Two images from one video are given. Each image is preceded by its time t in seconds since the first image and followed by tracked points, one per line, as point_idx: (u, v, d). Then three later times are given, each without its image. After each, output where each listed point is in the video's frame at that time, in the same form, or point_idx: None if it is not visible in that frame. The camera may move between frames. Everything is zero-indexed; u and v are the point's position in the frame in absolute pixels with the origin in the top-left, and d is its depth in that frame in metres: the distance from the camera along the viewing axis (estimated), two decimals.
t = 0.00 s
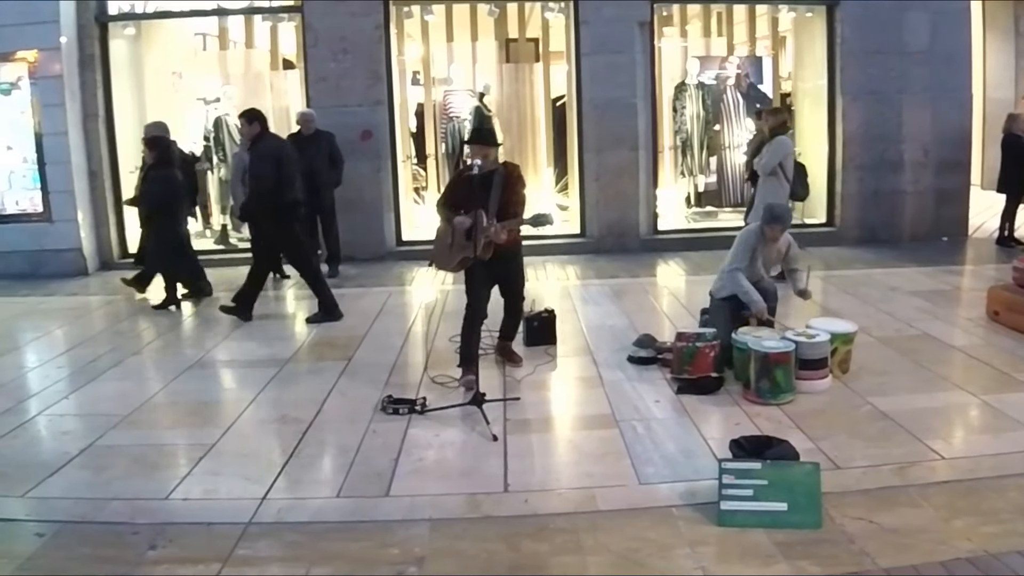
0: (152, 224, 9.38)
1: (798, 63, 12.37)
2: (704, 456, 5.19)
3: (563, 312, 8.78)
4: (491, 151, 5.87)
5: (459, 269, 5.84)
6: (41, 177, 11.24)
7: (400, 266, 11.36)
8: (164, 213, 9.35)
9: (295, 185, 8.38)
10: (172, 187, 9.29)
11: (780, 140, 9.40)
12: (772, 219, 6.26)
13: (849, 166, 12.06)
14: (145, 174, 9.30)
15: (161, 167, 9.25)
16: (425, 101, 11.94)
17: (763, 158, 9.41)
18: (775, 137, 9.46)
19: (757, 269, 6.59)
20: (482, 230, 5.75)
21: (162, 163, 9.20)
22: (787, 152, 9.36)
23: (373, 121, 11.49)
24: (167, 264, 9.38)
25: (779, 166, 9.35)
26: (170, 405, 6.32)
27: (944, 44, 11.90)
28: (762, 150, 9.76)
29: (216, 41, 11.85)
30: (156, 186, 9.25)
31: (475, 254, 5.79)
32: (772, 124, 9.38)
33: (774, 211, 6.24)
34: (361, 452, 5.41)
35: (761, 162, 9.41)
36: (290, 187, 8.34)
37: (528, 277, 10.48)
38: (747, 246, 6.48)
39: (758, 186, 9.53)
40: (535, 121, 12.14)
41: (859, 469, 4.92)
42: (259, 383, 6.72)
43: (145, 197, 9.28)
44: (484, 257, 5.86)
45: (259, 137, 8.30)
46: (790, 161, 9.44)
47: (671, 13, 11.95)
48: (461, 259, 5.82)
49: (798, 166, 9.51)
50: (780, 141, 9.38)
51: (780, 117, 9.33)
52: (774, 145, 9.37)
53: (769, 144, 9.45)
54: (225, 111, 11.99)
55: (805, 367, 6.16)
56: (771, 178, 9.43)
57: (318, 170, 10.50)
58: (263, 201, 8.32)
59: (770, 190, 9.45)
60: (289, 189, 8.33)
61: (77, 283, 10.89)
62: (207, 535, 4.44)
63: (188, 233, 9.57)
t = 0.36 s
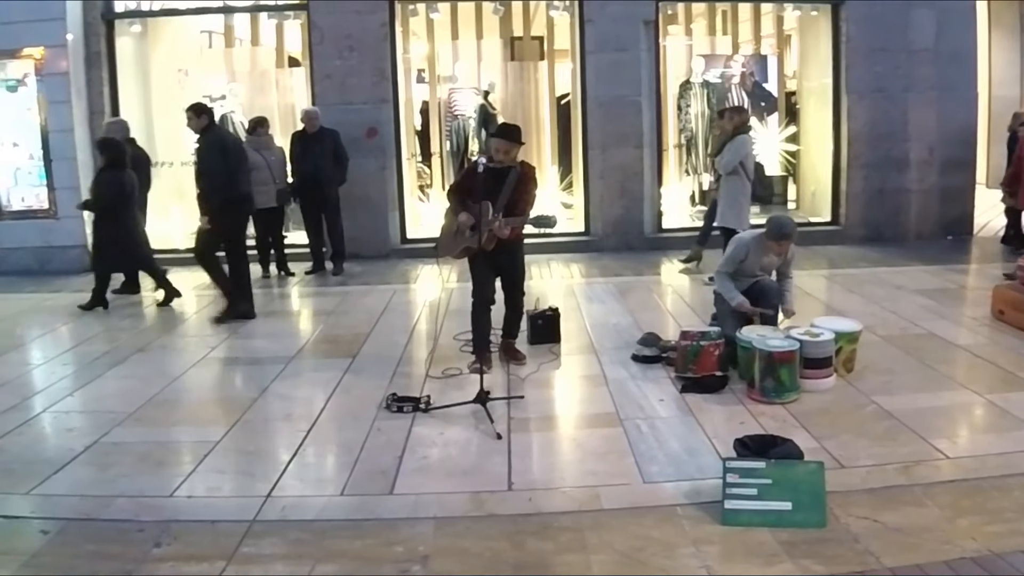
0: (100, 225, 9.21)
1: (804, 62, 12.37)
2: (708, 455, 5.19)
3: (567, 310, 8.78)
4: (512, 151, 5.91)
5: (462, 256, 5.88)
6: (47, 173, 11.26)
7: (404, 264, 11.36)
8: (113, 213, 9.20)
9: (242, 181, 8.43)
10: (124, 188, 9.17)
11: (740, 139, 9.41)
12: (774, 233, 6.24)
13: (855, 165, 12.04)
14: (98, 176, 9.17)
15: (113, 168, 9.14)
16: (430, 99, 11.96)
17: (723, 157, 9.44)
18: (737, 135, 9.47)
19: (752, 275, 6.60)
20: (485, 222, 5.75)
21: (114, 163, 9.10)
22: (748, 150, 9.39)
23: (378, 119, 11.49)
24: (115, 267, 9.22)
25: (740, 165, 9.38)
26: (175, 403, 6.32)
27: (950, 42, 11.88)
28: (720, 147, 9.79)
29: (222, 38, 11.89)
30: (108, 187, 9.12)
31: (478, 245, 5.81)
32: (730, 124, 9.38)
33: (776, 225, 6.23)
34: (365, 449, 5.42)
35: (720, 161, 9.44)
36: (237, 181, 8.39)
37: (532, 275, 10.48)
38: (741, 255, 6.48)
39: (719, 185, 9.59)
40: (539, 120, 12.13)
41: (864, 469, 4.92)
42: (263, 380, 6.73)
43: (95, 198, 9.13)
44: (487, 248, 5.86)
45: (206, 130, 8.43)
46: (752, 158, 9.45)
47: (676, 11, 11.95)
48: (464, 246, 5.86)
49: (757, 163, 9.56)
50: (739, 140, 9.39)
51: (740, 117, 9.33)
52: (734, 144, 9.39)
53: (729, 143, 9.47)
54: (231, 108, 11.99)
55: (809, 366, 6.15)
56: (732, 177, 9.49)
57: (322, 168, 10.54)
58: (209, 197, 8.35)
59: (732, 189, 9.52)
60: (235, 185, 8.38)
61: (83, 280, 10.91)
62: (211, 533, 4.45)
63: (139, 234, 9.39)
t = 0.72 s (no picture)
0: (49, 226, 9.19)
1: (804, 62, 12.37)
2: (708, 455, 5.19)
3: (568, 310, 8.78)
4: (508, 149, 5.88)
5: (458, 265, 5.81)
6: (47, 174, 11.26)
7: (404, 264, 11.37)
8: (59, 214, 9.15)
9: (180, 186, 8.45)
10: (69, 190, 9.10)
11: (700, 142, 9.69)
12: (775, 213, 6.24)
13: (855, 164, 12.04)
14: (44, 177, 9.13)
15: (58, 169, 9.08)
16: (430, 99, 11.97)
17: (684, 160, 9.71)
18: (695, 139, 9.74)
19: (754, 266, 6.55)
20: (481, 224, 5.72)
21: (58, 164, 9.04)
22: (707, 153, 9.69)
23: (379, 119, 11.49)
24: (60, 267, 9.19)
25: (701, 167, 9.67)
26: (175, 403, 6.33)
27: (951, 41, 11.88)
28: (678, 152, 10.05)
29: (222, 39, 11.90)
30: (51, 186, 9.05)
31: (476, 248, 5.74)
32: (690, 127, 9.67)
33: (777, 205, 6.23)
34: (366, 450, 5.43)
35: (683, 164, 9.70)
36: (174, 187, 8.41)
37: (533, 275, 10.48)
38: (742, 242, 6.43)
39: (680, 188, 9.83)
40: (540, 120, 12.15)
41: (865, 468, 4.92)
42: (263, 381, 6.75)
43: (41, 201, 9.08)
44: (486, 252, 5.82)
45: (141, 137, 8.38)
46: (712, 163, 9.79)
47: (676, 11, 11.96)
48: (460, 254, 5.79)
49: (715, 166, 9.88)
50: (700, 143, 9.68)
51: (699, 122, 9.68)
52: (694, 148, 9.67)
53: (689, 146, 9.73)
54: (232, 109, 12.02)
55: (810, 366, 6.15)
56: (693, 180, 9.75)
57: (323, 169, 10.56)
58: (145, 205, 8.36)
59: (693, 192, 9.77)
60: (172, 192, 8.41)
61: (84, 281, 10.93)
62: (212, 534, 4.45)
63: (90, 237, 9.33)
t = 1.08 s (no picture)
0: None
1: (802, 62, 12.38)
2: (707, 455, 5.19)
3: (566, 311, 8.77)
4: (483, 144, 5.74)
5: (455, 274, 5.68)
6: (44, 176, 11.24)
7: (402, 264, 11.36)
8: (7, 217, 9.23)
9: (118, 184, 8.42)
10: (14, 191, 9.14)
11: (654, 140, 9.72)
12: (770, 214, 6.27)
13: (853, 164, 12.05)
14: None
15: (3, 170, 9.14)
16: (428, 100, 11.97)
17: (640, 159, 9.75)
18: (650, 137, 9.77)
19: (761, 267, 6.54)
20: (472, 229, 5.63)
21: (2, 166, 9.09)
22: (662, 150, 9.72)
23: (378, 120, 11.49)
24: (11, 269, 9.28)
25: (656, 164, 9.71)
26: (171, 404, 6.32)
27: (949, 42, 11.88)
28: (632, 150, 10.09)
29: (220, 39, 11.89)
30: None
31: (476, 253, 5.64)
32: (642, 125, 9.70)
33: (771, 207, 6.27)
34: (364, 450, 5.42)
35: (638, 162, 9.74)
36: (115, 186, 8.41)
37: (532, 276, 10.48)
38: (743, 244, 6.49)
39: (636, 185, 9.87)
40: (538, 120, 12.17)
41: (863, 468, 4.92)
42: (259, 382, 6.74)
43: None
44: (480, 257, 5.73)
45: (86, 135, 8.42)
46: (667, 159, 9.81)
47: (675, 11, 11.96)
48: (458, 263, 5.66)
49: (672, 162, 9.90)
50: (654, 140, 9.71)
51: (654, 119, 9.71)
52: (650, 145, 9.70)
53: (643, 144, 9.76)
54: (230, 109, 12.01)
55: (809, 366, 6.15)
56: (649, 177, 9.79)
57: (320, 170, 10.55)
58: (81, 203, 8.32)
59: (648, 189, 9.82)
60: (113, 191, 8.40)
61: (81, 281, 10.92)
62: (210, 534, 4.45)
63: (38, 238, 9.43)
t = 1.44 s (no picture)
0: None
1: (800, 63, 12.38)
2: (705, 455, 5.20)
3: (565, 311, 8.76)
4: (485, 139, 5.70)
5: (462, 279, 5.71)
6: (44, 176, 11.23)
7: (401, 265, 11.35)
8: None
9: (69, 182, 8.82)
10: None
11: (612, 143, 9.70)
12: (757, 230, 6.29)
13: (851, 165, 12.05)
14: None
15: None
16: (427, 100, 11.96)
17: (597, 161, 9.72)
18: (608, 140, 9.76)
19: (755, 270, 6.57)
20: (482, 235, 5.65)
21: None
22: (620, 154, 9.70)
23: (377, 120, 11.48)
24: None
25: (613, 167, 9.68)
26: (170, 404, 6.32)
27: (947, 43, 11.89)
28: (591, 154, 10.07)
29: (219, 39, 11.88)
30: None
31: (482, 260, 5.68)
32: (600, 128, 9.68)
33: (757, 222, 6.30)
34: (362, 451, 5.42)
35: (595, 165, 9.70)
36: (66, 185, 8.79)
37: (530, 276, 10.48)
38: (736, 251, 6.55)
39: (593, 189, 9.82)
40: (537, 120, 12.16)
41: (861, 469, 4.92)
42: (257, 381, 6.74)
43: None
44: (487, 262, 5.77)
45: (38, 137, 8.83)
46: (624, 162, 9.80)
47: (674, 12, 11.96)
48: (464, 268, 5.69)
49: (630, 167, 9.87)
50: (611, 143, 9.69)
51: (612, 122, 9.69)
52: (608, 148, 9.69)
53: (601, 147, 9.74)
54: (227, 109, 12.02)
55: (807, 366, 6.16)
56: (606, 181, 9.74)
57: (319, 170, 10.54)
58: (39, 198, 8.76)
59: (605, 193, 9.74)
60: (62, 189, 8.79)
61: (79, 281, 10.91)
62: (208, 534, 4.45)
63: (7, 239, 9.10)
